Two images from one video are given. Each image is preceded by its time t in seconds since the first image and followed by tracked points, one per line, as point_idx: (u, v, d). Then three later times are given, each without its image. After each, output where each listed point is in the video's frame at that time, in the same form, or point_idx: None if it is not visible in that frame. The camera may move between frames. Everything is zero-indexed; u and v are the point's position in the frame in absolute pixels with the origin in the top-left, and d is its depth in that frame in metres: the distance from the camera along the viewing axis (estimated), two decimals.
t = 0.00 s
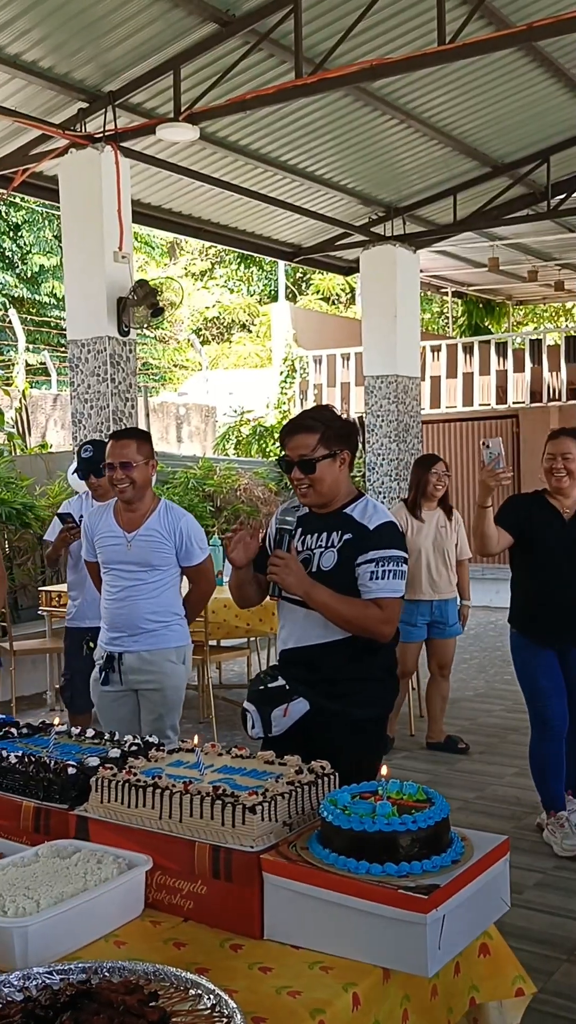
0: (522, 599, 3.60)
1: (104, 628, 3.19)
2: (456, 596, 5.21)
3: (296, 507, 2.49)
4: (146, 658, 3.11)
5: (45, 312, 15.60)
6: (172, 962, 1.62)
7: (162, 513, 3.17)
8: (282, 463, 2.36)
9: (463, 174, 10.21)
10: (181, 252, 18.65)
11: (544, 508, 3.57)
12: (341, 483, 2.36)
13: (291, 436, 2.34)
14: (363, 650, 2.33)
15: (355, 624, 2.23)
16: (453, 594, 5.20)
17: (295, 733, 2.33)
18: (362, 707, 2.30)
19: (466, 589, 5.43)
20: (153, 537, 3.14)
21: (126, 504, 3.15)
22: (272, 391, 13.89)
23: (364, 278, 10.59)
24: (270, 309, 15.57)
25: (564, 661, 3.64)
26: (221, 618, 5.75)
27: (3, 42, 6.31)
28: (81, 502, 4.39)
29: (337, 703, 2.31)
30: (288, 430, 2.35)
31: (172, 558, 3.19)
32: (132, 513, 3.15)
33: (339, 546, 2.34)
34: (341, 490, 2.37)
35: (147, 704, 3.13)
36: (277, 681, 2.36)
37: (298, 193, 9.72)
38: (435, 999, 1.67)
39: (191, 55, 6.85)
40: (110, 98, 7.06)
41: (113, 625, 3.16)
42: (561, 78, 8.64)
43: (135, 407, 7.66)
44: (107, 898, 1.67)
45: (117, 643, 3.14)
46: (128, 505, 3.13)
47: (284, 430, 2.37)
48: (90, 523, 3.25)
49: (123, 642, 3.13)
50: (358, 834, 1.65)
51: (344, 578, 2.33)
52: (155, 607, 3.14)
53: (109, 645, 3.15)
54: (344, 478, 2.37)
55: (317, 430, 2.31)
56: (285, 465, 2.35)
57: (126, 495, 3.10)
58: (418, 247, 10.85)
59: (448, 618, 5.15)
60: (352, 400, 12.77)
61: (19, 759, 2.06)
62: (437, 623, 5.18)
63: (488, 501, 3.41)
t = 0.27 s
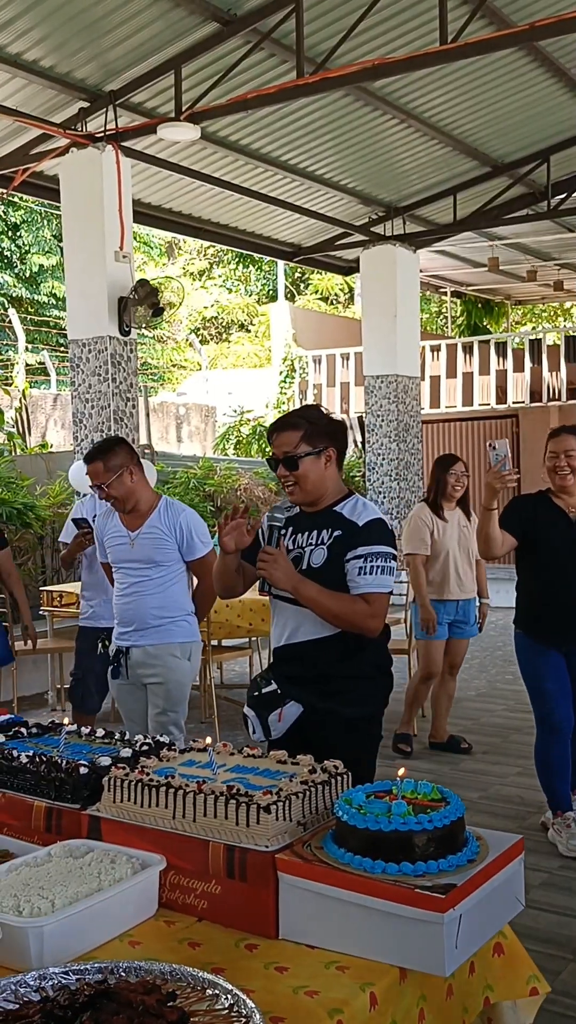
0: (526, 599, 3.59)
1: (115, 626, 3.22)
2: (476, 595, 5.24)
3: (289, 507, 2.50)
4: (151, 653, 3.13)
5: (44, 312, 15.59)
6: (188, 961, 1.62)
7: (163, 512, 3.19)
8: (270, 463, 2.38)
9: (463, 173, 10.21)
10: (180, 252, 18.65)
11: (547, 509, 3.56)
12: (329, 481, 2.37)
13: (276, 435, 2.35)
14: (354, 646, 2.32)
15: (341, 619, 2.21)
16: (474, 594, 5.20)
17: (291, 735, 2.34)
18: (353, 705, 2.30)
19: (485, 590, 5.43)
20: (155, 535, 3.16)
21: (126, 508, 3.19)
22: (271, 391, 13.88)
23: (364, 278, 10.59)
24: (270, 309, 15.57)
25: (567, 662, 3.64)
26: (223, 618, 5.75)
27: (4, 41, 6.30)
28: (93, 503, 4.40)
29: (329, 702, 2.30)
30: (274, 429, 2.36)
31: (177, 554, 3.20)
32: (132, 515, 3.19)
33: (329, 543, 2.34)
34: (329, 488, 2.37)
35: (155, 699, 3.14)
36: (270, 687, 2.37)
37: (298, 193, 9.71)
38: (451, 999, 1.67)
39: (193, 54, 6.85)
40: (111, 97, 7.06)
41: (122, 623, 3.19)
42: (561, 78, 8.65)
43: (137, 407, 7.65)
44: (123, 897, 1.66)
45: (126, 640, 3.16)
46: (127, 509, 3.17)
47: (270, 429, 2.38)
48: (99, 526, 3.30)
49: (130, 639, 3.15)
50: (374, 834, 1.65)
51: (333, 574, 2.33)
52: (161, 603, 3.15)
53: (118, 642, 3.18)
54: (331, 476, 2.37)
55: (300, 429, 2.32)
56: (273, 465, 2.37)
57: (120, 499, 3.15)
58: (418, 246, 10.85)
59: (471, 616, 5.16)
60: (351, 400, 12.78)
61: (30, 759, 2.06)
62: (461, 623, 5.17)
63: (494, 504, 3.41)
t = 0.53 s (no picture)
0: (525, 600, 3.60)
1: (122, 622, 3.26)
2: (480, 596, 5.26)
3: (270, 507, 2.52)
4: (153, 646, 3.16)
5: (39, 312, 15.56)
6: (189, 959, 1.62)
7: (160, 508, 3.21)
8: (248, 461, 2.39)
9: (457, 174, 10.22)
10: (173, 251, 18.63)
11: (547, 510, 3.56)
12: (306, 479, 2.38)
13: (254, 432, 2.36)
14: (329, 641, 2.33)
15: (312, 613, 2.22)
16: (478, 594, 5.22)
17: (274, 730, 2.37)
18: (333, 698, 2.32)
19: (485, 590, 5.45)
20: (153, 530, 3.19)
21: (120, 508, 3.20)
22: (266, 391, 13.87)
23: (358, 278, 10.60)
24: (264, 309, 15.57)
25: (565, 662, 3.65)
26: (219, 617, 5.76)
27: None
28: (89, 503, 4.40)
29: (307, 696, 2.32)
30: (253, 427, 2.38)
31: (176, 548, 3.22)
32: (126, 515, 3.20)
33: (304, 540, 2.35)
34: (306, 486, 2.38)
35: (160, 691, 3.17)
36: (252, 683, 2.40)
37: (293, 193, 9.72)
38: (452, 996, 1.68)
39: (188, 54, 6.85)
40: (106, 97, 7.05)
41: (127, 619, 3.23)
42: (556, 79, 8.66)
43: (132, 407, 7.65)
44: (124, 895, 1.67)
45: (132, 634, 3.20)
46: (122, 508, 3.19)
47: (249, 428, 2.40)
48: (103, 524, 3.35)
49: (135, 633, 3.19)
50: (376, 832, 1.65)
51: (308, 570, 2.33)
52: (163, 597, 3.19)
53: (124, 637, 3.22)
54: (309, 475, 2.38)
55: (277, 427, 2.33)
56: (251, 462, 2.38)
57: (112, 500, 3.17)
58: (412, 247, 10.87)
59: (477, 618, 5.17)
60: (345, 400, 12.81)
61: (30, 758, 2.06)
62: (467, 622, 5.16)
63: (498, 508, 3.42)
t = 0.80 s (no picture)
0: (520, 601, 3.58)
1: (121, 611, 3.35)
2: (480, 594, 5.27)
3: (242, 504, 2.52)
4: (151, 638, 3.25)
5: (24, 305, 15.49)
6: (178, 956, 1.61)
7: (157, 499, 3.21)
8: (217, 457, 2.39)
9: (444, 169, 10.22)
10: (159, 245, 18.58)
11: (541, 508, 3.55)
12: (274, 475, 2.38)
13: (224, 428, 2.36)
14: (298, 633, 2.33)
15: (277, 605, 2.22)
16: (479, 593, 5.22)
17: (248, 723, 2.39)
18: (305, 690, 2.33)
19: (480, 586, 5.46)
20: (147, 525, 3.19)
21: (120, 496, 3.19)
22: (252, 386, 13.85)
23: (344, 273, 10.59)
24: (251, 303, 15.54)
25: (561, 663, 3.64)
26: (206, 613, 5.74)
27: None
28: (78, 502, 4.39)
29: (280, 690, 2.34)
30: (223, 423, 2.38)
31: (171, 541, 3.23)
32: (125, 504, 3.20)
33: (271, 533, 2.35)
34: (273, 481, 2.38)
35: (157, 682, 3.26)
36: (225, 676, 2.41)
37: (280, 187, 9.70)
38: (441, 992, 1.68)
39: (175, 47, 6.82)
40: (92, 90, 7.02)
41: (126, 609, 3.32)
42: (543, 74, 8.66)
43: (118, 401, 7.62)
44: (113, 891, 1.66)
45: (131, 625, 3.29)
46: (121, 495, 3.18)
47: (218, 423, 2.40)
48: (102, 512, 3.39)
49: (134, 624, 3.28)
50: (365, 828, 1.65)
51: (276, 564, 2.34)
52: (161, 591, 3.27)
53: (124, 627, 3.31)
54: (277, 470, 2.38)
55: (247, 423, 2.32)
56: (220, 458, 2.38)
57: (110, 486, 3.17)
58: (399, 242, 10.86)
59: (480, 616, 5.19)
60: (332, 394, 12.79)
61: (16, 754, 2.04)
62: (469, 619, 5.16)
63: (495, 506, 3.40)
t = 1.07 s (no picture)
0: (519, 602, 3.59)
1: (132, 611, 3.65)
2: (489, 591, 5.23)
3: (231, 501, 2.54)
4: (166, 636, 3.56)
5: (11, 303, 15.42)
6: (173, 953, 1.62)
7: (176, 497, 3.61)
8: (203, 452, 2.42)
9: (431, 168, 10.24)
10: (147, 243, 18.54)
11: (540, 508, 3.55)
12: (255, 471, 2.39)
13: (209, 423, 2.39)
14: (274, 630, 2.33)
15: (244, 599, 2.22)
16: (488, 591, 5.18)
17: (230, 719, 2.40)
18: (286, 688, 2.35)
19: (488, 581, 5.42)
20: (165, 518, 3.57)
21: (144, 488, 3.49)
22: (240, 384, 13.84)
23: (332, 271, 10.59)
24: (239, 302, 15.52)
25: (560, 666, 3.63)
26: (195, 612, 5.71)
27: None
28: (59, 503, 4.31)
29: (260, 686, 2.35)
30: (209, 418, 2.41)
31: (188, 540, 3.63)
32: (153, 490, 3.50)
33: (249, 530, 2.36)
34: (253, 479, 2.39)
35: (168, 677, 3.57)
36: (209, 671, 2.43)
37: (268, 186, 9.70)
38: (435, 987, 1.68)
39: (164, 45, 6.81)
40: (81, 87, 7.00)
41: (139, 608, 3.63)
42: (531, 74, 8.69)
43: (107, 399, 7.60)
44: (108, 889, 1.66)
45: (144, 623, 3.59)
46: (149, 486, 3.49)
47: (205, 419, 2.43)
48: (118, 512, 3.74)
49: (147, 622, 3.59)
50: (360, 825, 1.65)
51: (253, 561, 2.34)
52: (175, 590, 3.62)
53: (135, 625, 3.60)
54: (257, 468, 2.38)
55: (226, 419, 2.36)
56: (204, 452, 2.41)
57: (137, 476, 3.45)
58: (387, 240, 10.88)
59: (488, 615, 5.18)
60: (320, 393, 12.78)
61: (10, 752, 2.04)
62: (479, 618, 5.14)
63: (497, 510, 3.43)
